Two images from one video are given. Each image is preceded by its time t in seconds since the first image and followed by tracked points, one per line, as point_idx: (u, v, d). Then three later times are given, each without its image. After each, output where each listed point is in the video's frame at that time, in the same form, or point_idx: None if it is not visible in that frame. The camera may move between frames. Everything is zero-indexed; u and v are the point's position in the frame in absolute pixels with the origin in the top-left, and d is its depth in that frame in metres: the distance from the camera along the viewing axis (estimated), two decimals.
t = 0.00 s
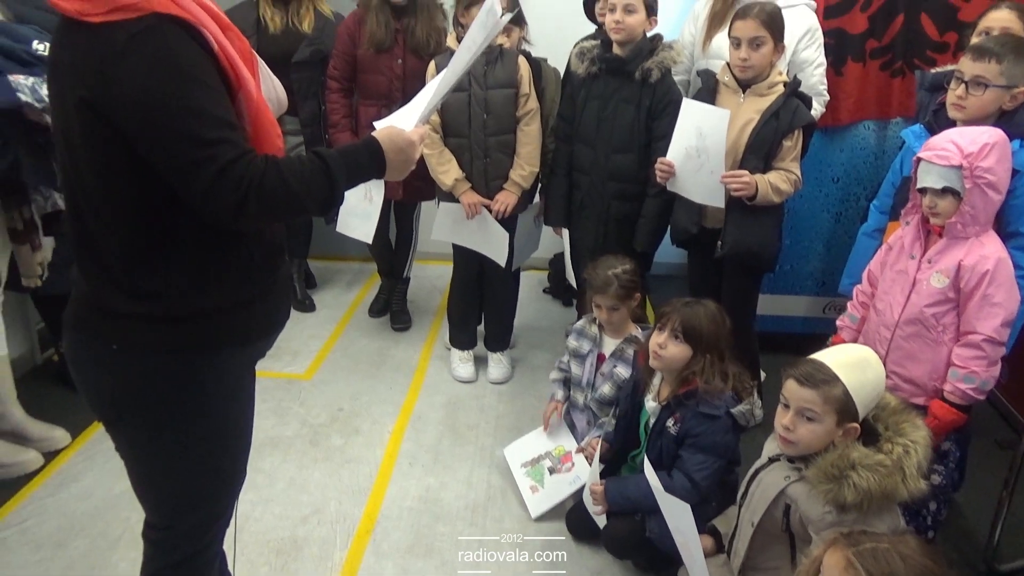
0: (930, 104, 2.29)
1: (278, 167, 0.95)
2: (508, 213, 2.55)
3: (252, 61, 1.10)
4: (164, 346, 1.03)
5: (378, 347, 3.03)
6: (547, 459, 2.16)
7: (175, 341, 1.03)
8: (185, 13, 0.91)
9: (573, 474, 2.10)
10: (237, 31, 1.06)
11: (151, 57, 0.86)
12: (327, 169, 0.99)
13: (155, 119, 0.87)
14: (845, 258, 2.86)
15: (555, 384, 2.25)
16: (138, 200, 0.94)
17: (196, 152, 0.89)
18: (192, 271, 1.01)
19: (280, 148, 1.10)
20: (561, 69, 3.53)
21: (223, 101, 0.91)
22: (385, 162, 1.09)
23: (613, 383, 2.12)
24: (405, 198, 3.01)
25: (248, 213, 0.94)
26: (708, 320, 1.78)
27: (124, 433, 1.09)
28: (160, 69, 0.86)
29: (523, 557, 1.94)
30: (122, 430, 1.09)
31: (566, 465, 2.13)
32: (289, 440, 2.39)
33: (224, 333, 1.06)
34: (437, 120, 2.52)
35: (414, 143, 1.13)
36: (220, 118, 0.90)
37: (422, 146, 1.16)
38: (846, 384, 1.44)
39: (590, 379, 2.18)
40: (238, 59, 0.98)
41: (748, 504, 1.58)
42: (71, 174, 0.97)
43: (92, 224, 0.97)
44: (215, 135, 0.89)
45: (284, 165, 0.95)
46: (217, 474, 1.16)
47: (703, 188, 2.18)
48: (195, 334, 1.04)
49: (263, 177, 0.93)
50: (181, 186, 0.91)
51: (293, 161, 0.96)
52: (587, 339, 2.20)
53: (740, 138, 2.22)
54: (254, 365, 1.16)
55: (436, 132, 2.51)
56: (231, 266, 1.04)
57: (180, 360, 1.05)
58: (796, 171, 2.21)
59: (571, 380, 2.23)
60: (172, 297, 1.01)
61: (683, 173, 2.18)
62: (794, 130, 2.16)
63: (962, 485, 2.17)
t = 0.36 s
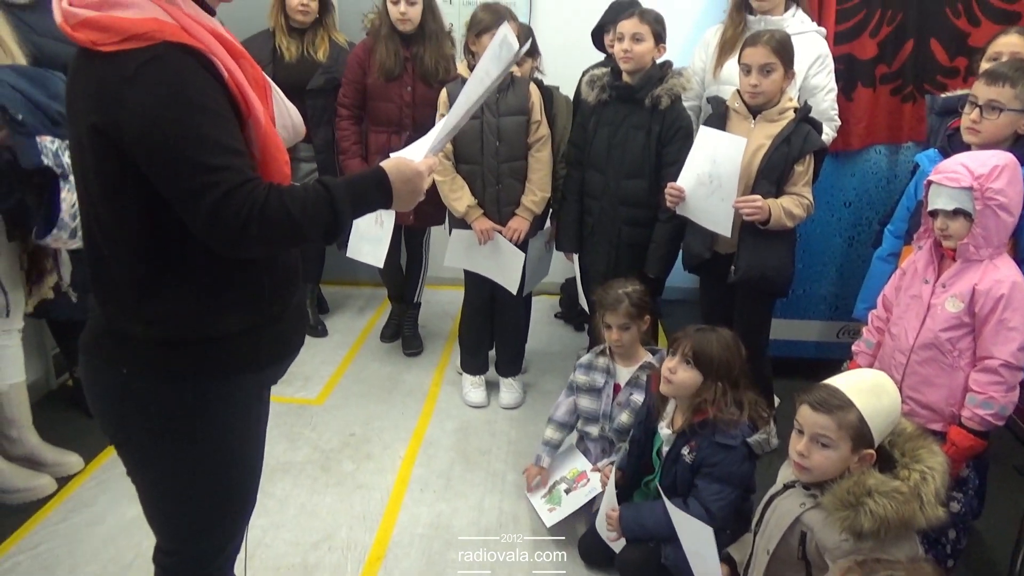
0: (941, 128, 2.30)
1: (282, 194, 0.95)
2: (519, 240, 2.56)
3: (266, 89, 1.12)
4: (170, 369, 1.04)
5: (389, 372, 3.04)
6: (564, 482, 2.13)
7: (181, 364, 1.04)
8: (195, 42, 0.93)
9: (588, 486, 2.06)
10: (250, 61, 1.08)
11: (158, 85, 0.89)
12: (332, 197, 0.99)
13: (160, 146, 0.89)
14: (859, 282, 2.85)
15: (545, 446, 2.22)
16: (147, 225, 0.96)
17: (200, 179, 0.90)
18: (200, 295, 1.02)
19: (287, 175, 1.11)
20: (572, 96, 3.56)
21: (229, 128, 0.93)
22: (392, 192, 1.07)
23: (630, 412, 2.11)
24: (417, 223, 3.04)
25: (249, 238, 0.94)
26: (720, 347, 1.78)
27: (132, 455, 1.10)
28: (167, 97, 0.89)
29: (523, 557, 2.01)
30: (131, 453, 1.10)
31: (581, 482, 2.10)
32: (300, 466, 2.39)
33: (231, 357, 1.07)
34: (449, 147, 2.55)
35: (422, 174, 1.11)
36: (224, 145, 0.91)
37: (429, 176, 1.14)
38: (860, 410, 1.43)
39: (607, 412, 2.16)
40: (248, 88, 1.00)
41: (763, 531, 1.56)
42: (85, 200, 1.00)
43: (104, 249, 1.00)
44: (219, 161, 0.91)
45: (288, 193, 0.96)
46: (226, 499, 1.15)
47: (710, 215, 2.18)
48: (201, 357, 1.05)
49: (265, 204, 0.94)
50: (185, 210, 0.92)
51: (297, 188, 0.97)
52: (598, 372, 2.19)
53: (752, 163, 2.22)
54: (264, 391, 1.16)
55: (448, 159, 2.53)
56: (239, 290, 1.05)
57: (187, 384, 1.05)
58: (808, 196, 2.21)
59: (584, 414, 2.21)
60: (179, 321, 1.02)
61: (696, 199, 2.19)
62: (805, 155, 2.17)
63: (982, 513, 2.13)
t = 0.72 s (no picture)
0: (953, 152, 2.30)
1: (265, 224, 0.93)
2: (531, 265, 2.57)
3: (271, 112, 1.08)
4: (169, 393, 1.05)
5: (401, 396, 3.04)
6: (575, 507, 2.14)
7: (180, 387, 1.04)
8: (188, 70, 0.91)
9: (600, 509, 2.07)
10: (258, 87, 1.05)
11: (146, 114, 0.88)
12: (317, 233, 0.96)
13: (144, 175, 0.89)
14: (873, 306, 2.83)
15: (562, 466, 2.19)
16: (146, 250, 0.97)
17: (183, 207, 0.89)
18: (198, 320, 1.02)
19: (283, 204, 1.06)
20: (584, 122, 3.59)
21: (213, 157, 0.91)
22: (384, 227, 1.04)
23: (641, 437, 2.09)
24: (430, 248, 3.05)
25: (227, 269, 0.92)
26: (737, 373, 1.78)
27: (137, 478, 1.10)
28: (155, 125, 0.88)
29: (523, 557, 2.09)
30: (138, 476, 1.10)
31: (593, 506, 2.10)
32: (311, 490, 2.39)
33: (228, 382, 1.06)
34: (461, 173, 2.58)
35: (417, 210, 1.06)
36: (208, 174, 0.90)
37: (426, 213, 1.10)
38: (876, 435, 1.41)
39: (618, 437, 2.14)
40: (244, 114, 0.97)
41: (778, 558, 1.53)
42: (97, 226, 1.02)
43: (113, 273, 1.02)
44: (202, 190, 0.90)
45: (271, 225, 0.93)
46: (231, 527, 1.13)
47: (726, 240, 2.19)
48: (199, 381, 1.05)
49: (245, 236, 0.91)
50: (171, 238, 0.91)
51: (283, 220, 0.94)
52: (609, 397, 2.17)
53: (767, 187, 2.23)
54: (267, 419, 1.13)
55: (460, 184, 2.55)
56: (238, 316, 1.04)
57: (185, 408, 1.05)
58: (822, 220, 2.21)
59: (595, 440, 2.19)
60: (179, 346, 1.02)
61: (710, 224, 2.20)
62: (819, 179, 2.18)
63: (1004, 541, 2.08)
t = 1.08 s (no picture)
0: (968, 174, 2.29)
1: (252, 244, 0.85)
2: (546, 287, 2.57)
3: (276, 133, 1.04)
4: (179, 412, 1.04)
5: (414, 418, 3.04)
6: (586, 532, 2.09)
7: (182, 405, 1.03)
8: (190, 93, 0.88)
9: (611, 536, 2.03)
10: (267, 111, 1.00)
11: (143, 133, 0.85)
12: (302, 252, 0.86)
13: (136, 193, 0.85)
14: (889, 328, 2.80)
15: (595, 478, 2.18)
16: (151, 267, 0.97)
17: (169, 226, 0.84)
18: (207, 340, 1.00)
19: (283, 226, 1.00)
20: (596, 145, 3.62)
21: (206, 176, 0.86)
22: (375, 248, 0.91)
23: (654, 460, 2.07)
24: (443, 270, 3.07)
25: (211, 290, 0.85)
26: (756, 398, 1.77)
27: (149, 493, 1.11)
28: (149, 143, 0.84)
29: (523, 557, 2.16)
30: (151, 492, 1.10)
31: (604, 531, 2.06)
32: (324, 513, 2.38)
33: (230, 402, 1.04)
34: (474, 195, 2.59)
35: (409, 226, 0.92)
36: (198, 193, 0.84)
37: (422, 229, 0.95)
38: (892, 458, 1.40)
39: (630, 459, 2.12)
40: (245, 138, 0.93)
41: None
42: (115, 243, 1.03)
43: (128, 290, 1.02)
44: (187, 210, 0.84)
45: (258, 246, 0.84)
46: (239, 547, 1.12)
47: (741, 263, 2.18)
48: (200, 400, 1.03)
49: (227, 254, 0.83)
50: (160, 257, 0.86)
51: (266, 238, 0.85)
52: (623, 418, 2.18)
53: (781, 210, 2.22)
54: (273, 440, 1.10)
55: (474, 207, 2.57)
56: (246, 337, 1.02)
57: (189, 426, 1.04)
58: (838, 243, 2.20)
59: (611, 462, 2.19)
60: (188, 365, 1.01)
61: (726, 245, 2.20)
62: (835, 202, 2.18)
63: None
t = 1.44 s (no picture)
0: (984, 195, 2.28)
1: (249, 270, 0.85)
2: (561, 308, 2.57)
3: (292, 161, 1.04)
4: (184, 434, 1.04)
5: (426, 441, 3.03)
6: (598, 558, 2.04)
7: (188, 429, 1.03)
8: (205, 120, 0.90)
9: (625, 564, 1.97)
10: (285, 140, 1.01)
11: (156, 158, 0.87)
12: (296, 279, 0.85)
13: (146, 216, 0.87)
14: (906, 351, 2.77)
15: (611, 503, 2.14)
16: (161, 290, 0.98)
17: (174, 249, 0.86)
18: (214, 363, 1.00)
19: (292, 253, 0.98)
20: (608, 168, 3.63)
21: (212, 202, 0.87)
22: (372, 282, 0.88)
23: (670, 484, 2.05)
24: (456, 292, 3.08)
25: (211, 315, 0.86)
26: (772, 422, 1.76)
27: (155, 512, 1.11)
28: (161, 168, 0.86)
29: (524, 559, 2.25)
30: (156, 512, 1.10)
31: (617, 559, 2.01)
32: (337, 536, 2.38)
33: (236, 427, 1.04)
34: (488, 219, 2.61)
35: (406, 258, 0.89)
36: (202, 218, 0.85)
37: (422, 257, 0.93)
38: (911, 483, 1.38)
39: (645, 482, 2.11)
40: (259, 165, 0.94)
41: None
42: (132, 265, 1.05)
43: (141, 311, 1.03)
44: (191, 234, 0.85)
45: (255, 272, 0.84)
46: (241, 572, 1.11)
47: (755, 286, 2.18)
48: (206, 425, 1.03)
49: (226, 279, 0.84)
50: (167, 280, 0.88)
51: (264, 265, 0.85)
52: (637, 442, 2.16)
53: (796, 233, 2.22)
54: (278, 467, 1.09)
55: (488, 230, 2.59)
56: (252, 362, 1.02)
57: (194, 449, 1.04)
58: (853, 266, 2.20)
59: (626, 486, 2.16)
60: (193, 388, 1.01)
61: (740, 268, 2.20)
62: (849, 224, 2.17)
63: None
